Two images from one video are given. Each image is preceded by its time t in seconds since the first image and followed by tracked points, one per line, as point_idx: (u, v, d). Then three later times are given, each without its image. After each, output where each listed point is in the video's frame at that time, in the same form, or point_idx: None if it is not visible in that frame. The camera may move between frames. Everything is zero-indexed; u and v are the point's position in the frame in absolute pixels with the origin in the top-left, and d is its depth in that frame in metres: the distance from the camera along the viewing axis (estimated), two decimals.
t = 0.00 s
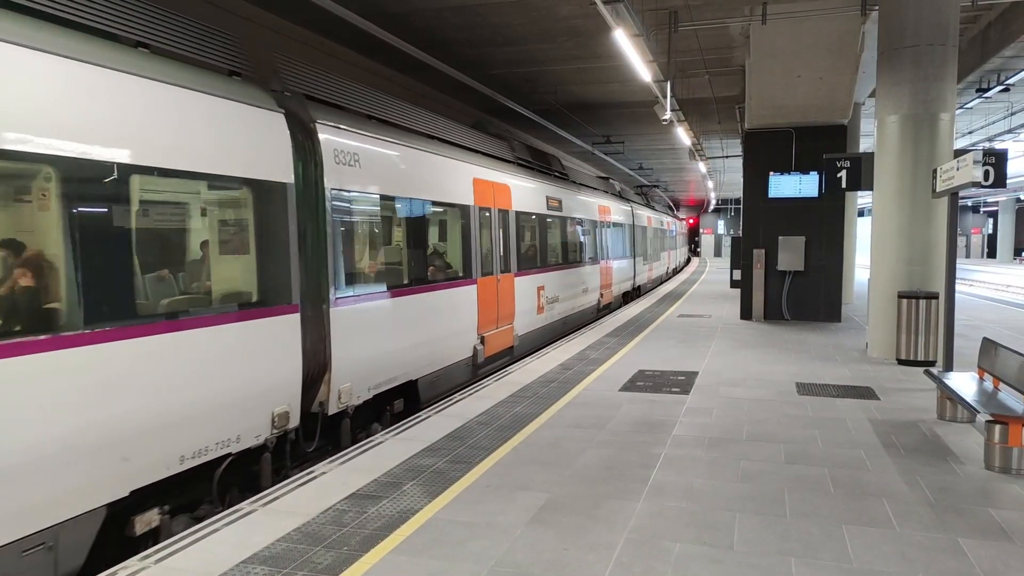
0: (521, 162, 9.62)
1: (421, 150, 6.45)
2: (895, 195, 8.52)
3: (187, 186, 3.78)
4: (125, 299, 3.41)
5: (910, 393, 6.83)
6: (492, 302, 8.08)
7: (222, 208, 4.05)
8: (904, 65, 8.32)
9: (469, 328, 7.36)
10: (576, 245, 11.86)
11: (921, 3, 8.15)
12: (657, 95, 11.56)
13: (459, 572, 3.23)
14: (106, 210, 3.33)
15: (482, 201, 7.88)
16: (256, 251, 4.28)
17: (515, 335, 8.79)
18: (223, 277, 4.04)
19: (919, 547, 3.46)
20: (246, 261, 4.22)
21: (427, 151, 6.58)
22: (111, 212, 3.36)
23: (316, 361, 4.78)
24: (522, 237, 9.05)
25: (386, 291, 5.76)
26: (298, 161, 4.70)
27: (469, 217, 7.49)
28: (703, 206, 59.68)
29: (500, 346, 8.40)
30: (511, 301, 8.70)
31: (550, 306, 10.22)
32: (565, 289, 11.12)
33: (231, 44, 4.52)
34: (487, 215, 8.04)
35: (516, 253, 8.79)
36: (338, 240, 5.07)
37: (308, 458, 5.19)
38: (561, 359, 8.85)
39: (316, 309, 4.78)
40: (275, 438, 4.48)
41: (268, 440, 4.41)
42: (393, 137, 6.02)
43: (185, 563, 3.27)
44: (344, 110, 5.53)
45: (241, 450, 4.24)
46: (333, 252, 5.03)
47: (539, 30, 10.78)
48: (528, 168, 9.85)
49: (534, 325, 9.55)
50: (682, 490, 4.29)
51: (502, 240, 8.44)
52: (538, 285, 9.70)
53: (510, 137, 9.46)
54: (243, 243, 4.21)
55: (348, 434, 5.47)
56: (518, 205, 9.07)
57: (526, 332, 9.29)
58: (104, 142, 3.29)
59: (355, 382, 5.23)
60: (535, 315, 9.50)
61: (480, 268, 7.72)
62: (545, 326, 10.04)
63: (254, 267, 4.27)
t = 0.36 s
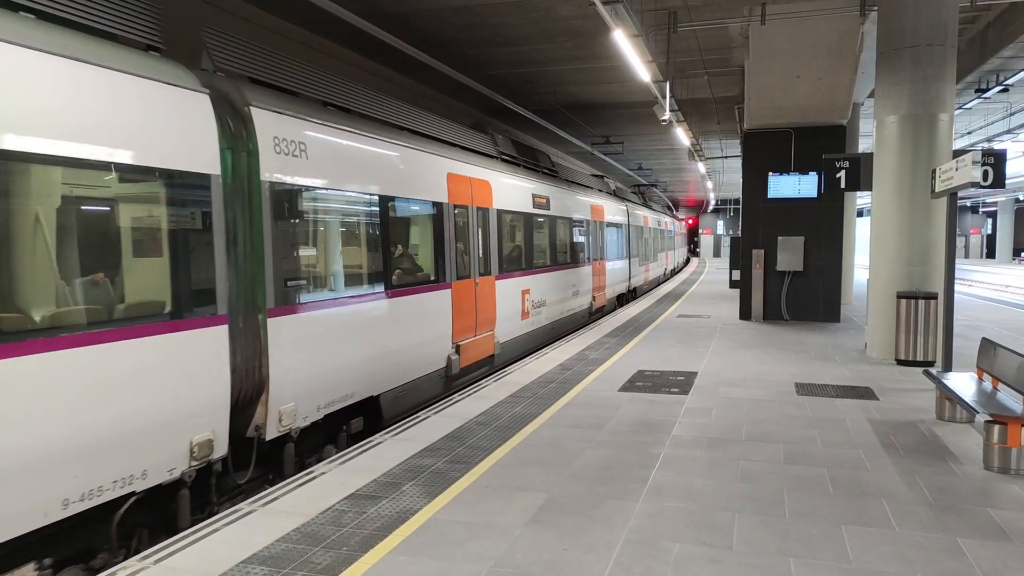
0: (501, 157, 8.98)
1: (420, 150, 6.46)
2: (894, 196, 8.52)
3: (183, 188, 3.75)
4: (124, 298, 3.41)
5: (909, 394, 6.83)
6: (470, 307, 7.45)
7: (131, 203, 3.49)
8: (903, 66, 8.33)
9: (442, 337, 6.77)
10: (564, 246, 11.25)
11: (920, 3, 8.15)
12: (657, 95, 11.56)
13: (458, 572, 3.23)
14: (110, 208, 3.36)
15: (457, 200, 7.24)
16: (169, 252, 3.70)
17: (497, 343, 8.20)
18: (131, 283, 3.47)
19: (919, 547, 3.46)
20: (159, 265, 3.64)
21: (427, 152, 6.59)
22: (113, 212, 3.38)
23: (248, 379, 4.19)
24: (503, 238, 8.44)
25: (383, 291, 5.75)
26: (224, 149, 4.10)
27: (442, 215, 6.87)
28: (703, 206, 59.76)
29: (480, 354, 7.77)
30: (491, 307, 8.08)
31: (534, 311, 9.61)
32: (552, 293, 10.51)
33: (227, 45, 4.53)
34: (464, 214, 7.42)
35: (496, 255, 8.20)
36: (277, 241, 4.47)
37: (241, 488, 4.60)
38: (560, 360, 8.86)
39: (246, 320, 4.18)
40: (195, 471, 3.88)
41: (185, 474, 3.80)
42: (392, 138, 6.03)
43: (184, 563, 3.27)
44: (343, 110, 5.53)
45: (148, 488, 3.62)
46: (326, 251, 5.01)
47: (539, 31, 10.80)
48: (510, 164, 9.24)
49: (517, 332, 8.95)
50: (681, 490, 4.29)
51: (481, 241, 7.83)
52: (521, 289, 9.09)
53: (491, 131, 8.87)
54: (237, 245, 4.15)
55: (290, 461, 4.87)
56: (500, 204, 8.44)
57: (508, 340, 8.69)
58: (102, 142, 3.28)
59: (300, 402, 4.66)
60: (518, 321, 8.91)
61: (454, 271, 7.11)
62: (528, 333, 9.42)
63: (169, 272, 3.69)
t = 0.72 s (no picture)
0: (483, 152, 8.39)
1: (419, 150, 6.47)
2: (893, 196, 8.53)
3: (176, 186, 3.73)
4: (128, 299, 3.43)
5: (908, 394, 6.84)
6: (445, 312, 6.83)
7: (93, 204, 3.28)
8: (902, 66, 8.33)
9: (411, 347, 6.16)
10: (554, 248, 10.66)
11: (919, 3, 8.17)
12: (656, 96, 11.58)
13: (457, 572, 3.23)
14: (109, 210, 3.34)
15: (427, 194, 6.54)
16: (95, 254, 3.29)
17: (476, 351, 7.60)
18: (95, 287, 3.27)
19: (917, 546, 3.47)
20: (43, 271, 3.09)
21: (427, 153, 6.61)
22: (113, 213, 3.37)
23: (160, 403, 3.58)
24: (481, 239, 7.83)
25: (382, 292, 5.74)
26: (127, 134, 3.47)
27: (411, 212, 6.25)
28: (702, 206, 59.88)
29: (457, 363, 7.15)
30: (470, 312, 7.46)
31: (518, 316, 9.01)
32: (539, 297, 9.90)
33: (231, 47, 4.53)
34: (437, 211, 6.77)
35: (474, 257, 7.59)
36: (199, 243, 3.89)
37: (156, 528, 3.98)
38: (559, 360, 8.87)
39: (157, 333, 3.57)
40: (86, 515, 3.26)
41: (72, 520, 3.18)
42: (392, 138, 6.04)
43: (183, 564, 3.27)
44: (347, 112, 5.54)
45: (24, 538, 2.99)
46: (326, 251, 5.05)
47: (538, 31, 10.81)
48: (493, 158, 8.65)
49: (499, 339, 8.36)
50: (681, 490, 4.29)
51: (457, 242, 7.20)
52: (503, 293, 8.48)
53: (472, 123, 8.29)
54: (221, 245, 4.06)
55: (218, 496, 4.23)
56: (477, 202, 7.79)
57: (491, 347, 8.10)
58: (94, 141, 3.28)
59: (230, 426, 4.06)
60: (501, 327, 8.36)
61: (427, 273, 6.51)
62: (512, 340, 8.83)
63: (53, 280, 3.12)
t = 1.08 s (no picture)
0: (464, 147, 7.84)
1: (418, 151, 6.48)
2: (892, 197, 8.54)
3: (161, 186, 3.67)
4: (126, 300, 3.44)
5: (908, 394, 6.84)
6: (416, 320, 6.28)
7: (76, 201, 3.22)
8: (901, 67, 8.34)
9: (375, 358, 5.64)
10: (541, 249, 10.14)
11: (917, 3, 8.17)
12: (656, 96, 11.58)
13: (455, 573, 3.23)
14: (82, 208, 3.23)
15: (393, 192, 5.96)
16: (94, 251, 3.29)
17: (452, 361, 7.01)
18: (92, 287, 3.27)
19: (917, 547, 3.47)
20: None
21: (426, 154, 6.64)
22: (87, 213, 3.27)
23: (49, 434, 3.03)
24: (458, 240, 7.31)
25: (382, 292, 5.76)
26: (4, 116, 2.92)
27: (376, 210, 5.71)
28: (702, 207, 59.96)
29: (433, 374, 6.60)
30: (446, 319, 6.92)
31: (500, 322, 8.50)
32: (524, 301, 9.37)
33: (227, 46, 4.49)
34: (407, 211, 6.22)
35: (449, 259, 7.06)
36: (106, 247, 3.36)
37: None
38: (558, 360, 8.87)
39: (46, 352, 3.03)
40: None
41: None
42: (391, 139, 6.06)
43: (181, 565, 3.27)
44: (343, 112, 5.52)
45: None
46: (325, 251, 5.07)
47: (537, 32, 10.81)
48: (476, 154, 8.16)
49: (480, 346, 7.85)
50: (680, 490, 4.28)
51: (430, 243, 6.67)
52: (483, 297, 7.96)
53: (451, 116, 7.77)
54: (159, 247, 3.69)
55: (132, 538, 3.60)
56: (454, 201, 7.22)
57: (472, 354, 7.60)
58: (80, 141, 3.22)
59: (145, 456, 3.51)
60: (481, 334, 7.82)
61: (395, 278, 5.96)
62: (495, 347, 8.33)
63: None
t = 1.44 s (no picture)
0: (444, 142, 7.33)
1: (418, 151, 6.49)
2: (891, 197, 8.54)
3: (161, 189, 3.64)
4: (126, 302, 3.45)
5: (907, 394, 6.84)
6: (387, 327, 5.78)
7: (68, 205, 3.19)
8: (901, 67, 8.35)
9: (340, 370, 5.14)
10: (529, 251, 9.63)
11: (917, 3, 8.18)
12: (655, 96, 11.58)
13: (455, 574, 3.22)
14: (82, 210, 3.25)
15: (358, 177, 5.44)
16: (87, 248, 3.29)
17: (429, 371, 6.51)
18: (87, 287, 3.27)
19: (916, 547, 3.47)
20: None
21: (427, 155, 6.66)
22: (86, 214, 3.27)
23: None
24: (438, 240, 6.84)
25: (384, 292, 5.78)
26: None
27: (339, 208, 5.21)
28: (702, 207, 60.01)
29: (407, 386, 6.10)
30: (423, 325, 6.41)
31: (484, 327, 8.00)
32: (510, 305, 8.87)
33: (228, 45, 4.48)
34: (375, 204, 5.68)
35: (426, 261, 6.57)
36: None
37: None
38: (558, 360, 8.88)
39: None
40: None
41: None
42: (391, 140, 6.07)
43: (181, 565, 3.26)
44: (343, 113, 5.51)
45: None
46: (326, 250, 5.06)
47: (536, 32, 10.81)
48: (458, 149, 7.69)
49: (461, 353, 7.37)
50: (679, 491, 4.28)
51: (404, 243, 6.16)
52: (465, 302, 7.47)
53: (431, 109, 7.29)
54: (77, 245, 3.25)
55: None
56: (430, 198, 6.72)
57: (453, 362, 7.15)
58: (80, 141, 3.19)
59: (43, 492, 2.97)
60: (462, 341, 7.35)
61: (361, 283, 5.46)
62: (478, 354, 7.85)
63: None
